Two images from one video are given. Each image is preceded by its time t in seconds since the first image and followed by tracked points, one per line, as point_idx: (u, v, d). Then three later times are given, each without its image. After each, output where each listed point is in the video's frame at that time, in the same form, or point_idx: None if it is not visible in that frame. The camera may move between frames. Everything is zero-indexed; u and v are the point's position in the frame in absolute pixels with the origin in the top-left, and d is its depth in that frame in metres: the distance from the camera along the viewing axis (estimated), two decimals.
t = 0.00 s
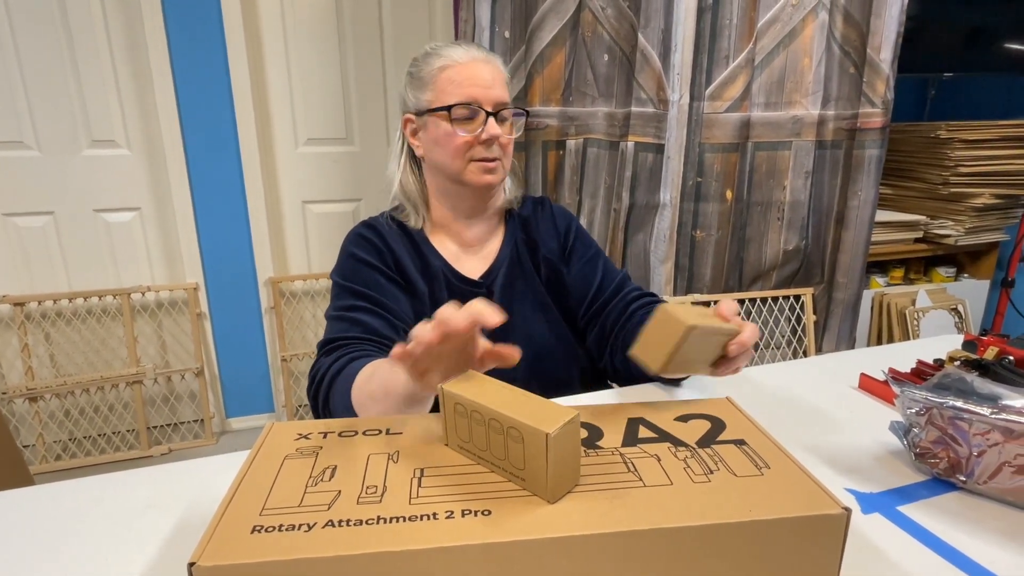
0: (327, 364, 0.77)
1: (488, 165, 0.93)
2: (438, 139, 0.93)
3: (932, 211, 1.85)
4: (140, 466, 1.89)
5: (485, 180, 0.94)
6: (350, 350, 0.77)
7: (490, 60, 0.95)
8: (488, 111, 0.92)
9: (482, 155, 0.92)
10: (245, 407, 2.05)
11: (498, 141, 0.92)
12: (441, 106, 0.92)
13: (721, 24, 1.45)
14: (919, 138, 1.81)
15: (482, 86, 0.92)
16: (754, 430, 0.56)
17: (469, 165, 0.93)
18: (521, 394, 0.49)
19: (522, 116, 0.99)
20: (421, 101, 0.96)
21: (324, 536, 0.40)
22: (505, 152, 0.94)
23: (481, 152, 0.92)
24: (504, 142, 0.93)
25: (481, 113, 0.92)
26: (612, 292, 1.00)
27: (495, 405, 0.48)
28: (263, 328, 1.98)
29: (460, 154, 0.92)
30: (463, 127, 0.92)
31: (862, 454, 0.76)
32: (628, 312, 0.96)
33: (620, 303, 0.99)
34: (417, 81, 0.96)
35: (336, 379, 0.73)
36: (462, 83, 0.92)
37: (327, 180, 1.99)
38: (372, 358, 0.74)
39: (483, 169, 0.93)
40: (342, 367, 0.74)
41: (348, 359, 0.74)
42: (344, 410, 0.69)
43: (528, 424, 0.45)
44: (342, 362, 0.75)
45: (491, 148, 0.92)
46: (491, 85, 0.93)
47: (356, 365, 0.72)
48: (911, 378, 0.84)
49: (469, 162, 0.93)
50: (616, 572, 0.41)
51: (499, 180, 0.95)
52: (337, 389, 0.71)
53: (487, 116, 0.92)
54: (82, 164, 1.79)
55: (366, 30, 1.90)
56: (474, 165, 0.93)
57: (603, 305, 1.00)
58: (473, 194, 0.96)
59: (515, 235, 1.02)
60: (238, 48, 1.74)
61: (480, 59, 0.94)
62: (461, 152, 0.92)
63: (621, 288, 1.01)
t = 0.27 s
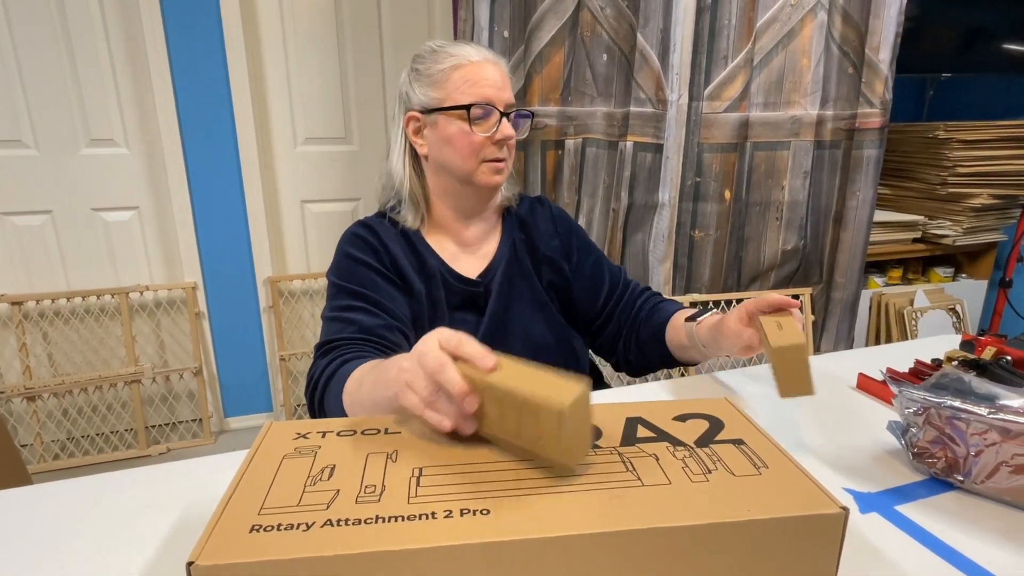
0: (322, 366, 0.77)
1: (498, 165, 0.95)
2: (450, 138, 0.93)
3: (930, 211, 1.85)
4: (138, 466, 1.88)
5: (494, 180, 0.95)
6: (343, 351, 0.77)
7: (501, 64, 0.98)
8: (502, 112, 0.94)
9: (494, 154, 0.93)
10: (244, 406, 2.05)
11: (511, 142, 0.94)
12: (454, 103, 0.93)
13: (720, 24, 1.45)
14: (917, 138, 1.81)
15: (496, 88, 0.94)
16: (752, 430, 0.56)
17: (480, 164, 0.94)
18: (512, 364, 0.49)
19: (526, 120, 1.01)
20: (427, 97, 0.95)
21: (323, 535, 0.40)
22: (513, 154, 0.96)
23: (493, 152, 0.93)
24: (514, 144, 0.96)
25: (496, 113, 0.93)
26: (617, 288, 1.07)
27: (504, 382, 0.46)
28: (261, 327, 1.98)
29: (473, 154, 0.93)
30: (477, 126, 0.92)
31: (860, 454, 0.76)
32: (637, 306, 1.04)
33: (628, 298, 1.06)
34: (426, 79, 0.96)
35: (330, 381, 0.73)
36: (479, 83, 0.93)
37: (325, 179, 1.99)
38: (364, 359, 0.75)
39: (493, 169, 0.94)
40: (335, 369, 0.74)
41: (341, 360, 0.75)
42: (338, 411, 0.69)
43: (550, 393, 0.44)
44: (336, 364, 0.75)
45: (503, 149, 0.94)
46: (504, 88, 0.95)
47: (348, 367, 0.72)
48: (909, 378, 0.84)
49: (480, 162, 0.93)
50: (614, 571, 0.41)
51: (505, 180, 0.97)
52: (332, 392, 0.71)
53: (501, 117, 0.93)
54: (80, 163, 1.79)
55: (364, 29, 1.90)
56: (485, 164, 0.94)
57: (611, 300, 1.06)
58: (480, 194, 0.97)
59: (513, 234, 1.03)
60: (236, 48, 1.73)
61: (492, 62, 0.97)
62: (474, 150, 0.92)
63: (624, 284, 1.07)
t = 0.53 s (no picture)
0: (334, 359, 0.78)
1: (502, 162, 0.95)
2: (455, 136, 0.93)
3: (930, 211, 1.85)
4: (136, 466, 1.88)
5: (499, 176, 0.95)
6: (356, 344, 0.78)
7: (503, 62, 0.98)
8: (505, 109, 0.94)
9: (499, 151, 0.93)
10: (243, 406, 2.05)
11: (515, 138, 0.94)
12: (458, 101, 0.93)
13: (719, 24, 1.44)
14: (917, 138, 1.81)
15: (499, 85, 0.94)
16: (752, 430, 0.56)
17: (486, 161, 0.94)
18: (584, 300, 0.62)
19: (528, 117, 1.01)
20: (431, 95, 0.95)
21: (321, 535, 0.40)
22: (517, 151, 0.96)
23: (498, 148, 0.93)
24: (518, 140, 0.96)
25: (500, 110, 0.93)
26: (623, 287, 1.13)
27: (617, 318, 0.59)
28: (260, 327, 1.98)
29: (479, 151, 0.93)
30: (482, 123, 0.92)
31: (860, 454, 0.76)
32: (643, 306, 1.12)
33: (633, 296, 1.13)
34: (429, 79, 0.95)
35: (346, 372, 0.74)
36: (482, 80, 0.93)
37: (324, 179, 1.99)
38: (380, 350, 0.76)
39: (498, 165, 0.94)
40: (351, 360, 0.75)
41: (356, 352, 0.76)
42: (365, 401, 0.71)
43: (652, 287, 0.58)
44: (352, 355, 0.76)
45: (507, 145, 0.94)
46: (506, 85, 0.95)
47: (368, 358, 0.73)
48: (909, 378, 0.85)
49: (485, 158, 0.93)
50: (613, 571, 0.41)
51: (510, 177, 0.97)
52: (351, 383, 0.73)
53: (504, 114, 0.93)
54: (79, 163, 1.78)
55: (364, 28, 1.89)
56: (491, 160, 0.94)
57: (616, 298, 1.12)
58: (485, 192, 0.97)
59: (515, 233, 1.04)
60: (235, 47, 1.73)
61: (495, 59, 0.97)
62: (479, 147, 0.92)
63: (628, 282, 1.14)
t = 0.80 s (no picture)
0: (352, 356, 0.76)
1: (502, 162, 0.95)
2: (456, 136, 0.93)
3: (929, 211, 1.85)
4: (135, 465, 1.88)
5: (498, 176, 0.95)
6: (374, 341, 0.77)
7: (504, 62, 0.98)
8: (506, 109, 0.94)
9: (499, 151, 0.94)
10: (242, 406, 2.05)
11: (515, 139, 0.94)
12: (458, 101, 0.93)
13: (719, 24, 1.44)
14: (916, 138, 1.81)
15: (500, 86, 0.94)
16: (751, 429, 0.56)
17: (485, 161, 0.94)
18: (630, 318, 0.65)
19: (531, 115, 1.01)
20: (432, 95, 0.95)
21: (320, 535, 0.40)
22: (517, 151, 0.96)
23: (498, 149, 0.94)
24: (518, 141, 0.96)
25: (500, 110, 0.93)
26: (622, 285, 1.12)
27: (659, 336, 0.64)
28: (260, 326, 1.98)
29: (479, 151, 0.93)
30: (482, 123, 0.92)
31: (860, 453, 0.76)
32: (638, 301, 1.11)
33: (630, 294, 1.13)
34: (430, 79, 0.95)
35: (370, 369, 0.73)
36: (483, 81, 0.93)
37: (323, 178, 1.98)
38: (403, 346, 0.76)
39: (497, 166, 0.95)
40: (374, 356, 0.74)
41: (378, 348, 0.75)
42: (391, 399, 0.71)
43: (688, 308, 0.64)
44: (372, 352, 0.75)
45: (507, 145, 0.94)
46: (508, 85, 0.95)
47: (393, 354, 0.73)
48: (907, 378, 0.85)
49: (485, 158, 0.94)
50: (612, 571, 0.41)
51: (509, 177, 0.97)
52: (376, 381, 0.72)
53: (505, 114, 0.93)
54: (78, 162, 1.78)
55: (363, 27, 1.89)
56: (490, 161, 0.94)
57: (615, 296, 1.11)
58: (485, 192, 0.97)
59: (518, 231, 1.04)
60: (235, 47, 1.73)
61: (496, 59, 0.97)
62: (479, 147, 0.93)
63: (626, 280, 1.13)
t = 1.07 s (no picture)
0: (370, 346, 0.76)
1: (506, 162, 0.96)
2: (461, 134, 0.93)
3: (929, 211, 1.85)
4: (134, 465, 1.88)
5: (502, 176, 0.96)
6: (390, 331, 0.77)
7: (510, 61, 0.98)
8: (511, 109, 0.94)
9: (503, 150, 0.94)
10: (242, 405, 2.05)
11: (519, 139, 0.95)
12: (465, 100, 0.93)
13: (718, 24, 1.44)
14: (916, 138, 1.81)
15: (506, 86, 0.95)
16: (751, 429, 0.56)
17: (490, 160, 0.94)
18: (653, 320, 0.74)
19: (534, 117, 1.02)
20: (439, 93, 0.95)
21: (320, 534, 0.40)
22: (521, 151, 0.97)
23: (502, 148, 0.94)
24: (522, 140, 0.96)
25: (506, 110, 0.93)
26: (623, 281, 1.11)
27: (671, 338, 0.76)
28: (259, 326, 1.98)
29: (484, 150, 0.93)
30: (488, 122, 0.93)
31: (859, 453, 0.76)
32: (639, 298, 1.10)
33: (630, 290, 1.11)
34: (437, 76, 0.95)
35: (392, 358, 0.73)
36: (490, 80, 0.93)
37: (323, 178, 1.98)
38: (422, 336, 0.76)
39: (501, 165, 0.95)
40: (395, 345, 0.74)
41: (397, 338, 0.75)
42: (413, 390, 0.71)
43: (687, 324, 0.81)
44: (392, 341, 0.75)
45: (512, 145, 0.94)
46: (513, 86, 0.96)
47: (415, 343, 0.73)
48: (907, 377, 0.85)
49: (490, 157, 0.94)
50: (612, 570, 0.41)
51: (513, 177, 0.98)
52: (398, 368, 0.71)
53: (511, 114, 0.94)
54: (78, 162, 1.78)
55: (363, 27, 1.89)
56: (495, 160, 0.94)
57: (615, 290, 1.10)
58: (489, 191, 0.98)
59: (518, 227, 1.05)
60: (235, 47, 1.73)
61: (502, 59, 0.97)
62: (484, 147, 0.93)
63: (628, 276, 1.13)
